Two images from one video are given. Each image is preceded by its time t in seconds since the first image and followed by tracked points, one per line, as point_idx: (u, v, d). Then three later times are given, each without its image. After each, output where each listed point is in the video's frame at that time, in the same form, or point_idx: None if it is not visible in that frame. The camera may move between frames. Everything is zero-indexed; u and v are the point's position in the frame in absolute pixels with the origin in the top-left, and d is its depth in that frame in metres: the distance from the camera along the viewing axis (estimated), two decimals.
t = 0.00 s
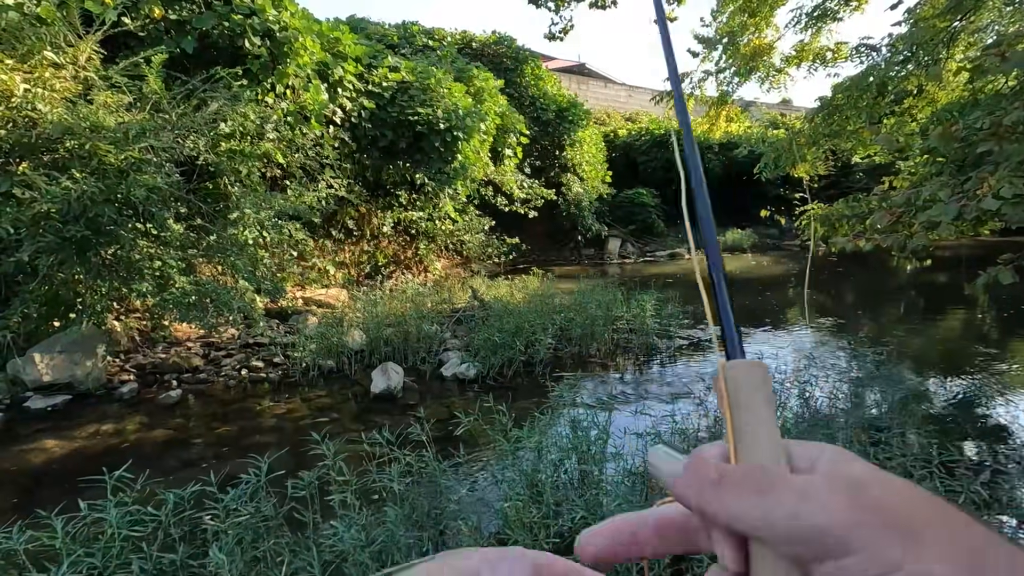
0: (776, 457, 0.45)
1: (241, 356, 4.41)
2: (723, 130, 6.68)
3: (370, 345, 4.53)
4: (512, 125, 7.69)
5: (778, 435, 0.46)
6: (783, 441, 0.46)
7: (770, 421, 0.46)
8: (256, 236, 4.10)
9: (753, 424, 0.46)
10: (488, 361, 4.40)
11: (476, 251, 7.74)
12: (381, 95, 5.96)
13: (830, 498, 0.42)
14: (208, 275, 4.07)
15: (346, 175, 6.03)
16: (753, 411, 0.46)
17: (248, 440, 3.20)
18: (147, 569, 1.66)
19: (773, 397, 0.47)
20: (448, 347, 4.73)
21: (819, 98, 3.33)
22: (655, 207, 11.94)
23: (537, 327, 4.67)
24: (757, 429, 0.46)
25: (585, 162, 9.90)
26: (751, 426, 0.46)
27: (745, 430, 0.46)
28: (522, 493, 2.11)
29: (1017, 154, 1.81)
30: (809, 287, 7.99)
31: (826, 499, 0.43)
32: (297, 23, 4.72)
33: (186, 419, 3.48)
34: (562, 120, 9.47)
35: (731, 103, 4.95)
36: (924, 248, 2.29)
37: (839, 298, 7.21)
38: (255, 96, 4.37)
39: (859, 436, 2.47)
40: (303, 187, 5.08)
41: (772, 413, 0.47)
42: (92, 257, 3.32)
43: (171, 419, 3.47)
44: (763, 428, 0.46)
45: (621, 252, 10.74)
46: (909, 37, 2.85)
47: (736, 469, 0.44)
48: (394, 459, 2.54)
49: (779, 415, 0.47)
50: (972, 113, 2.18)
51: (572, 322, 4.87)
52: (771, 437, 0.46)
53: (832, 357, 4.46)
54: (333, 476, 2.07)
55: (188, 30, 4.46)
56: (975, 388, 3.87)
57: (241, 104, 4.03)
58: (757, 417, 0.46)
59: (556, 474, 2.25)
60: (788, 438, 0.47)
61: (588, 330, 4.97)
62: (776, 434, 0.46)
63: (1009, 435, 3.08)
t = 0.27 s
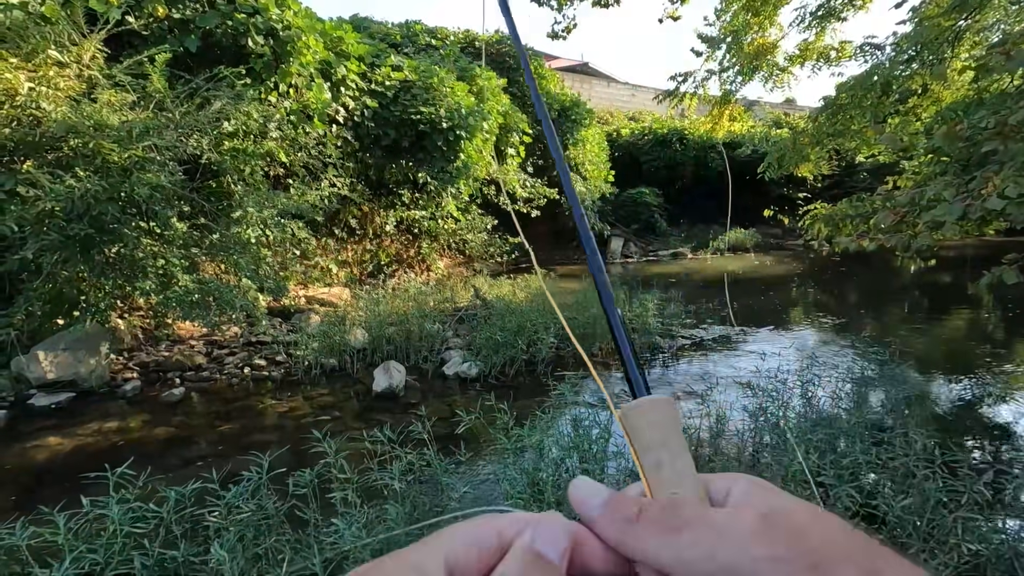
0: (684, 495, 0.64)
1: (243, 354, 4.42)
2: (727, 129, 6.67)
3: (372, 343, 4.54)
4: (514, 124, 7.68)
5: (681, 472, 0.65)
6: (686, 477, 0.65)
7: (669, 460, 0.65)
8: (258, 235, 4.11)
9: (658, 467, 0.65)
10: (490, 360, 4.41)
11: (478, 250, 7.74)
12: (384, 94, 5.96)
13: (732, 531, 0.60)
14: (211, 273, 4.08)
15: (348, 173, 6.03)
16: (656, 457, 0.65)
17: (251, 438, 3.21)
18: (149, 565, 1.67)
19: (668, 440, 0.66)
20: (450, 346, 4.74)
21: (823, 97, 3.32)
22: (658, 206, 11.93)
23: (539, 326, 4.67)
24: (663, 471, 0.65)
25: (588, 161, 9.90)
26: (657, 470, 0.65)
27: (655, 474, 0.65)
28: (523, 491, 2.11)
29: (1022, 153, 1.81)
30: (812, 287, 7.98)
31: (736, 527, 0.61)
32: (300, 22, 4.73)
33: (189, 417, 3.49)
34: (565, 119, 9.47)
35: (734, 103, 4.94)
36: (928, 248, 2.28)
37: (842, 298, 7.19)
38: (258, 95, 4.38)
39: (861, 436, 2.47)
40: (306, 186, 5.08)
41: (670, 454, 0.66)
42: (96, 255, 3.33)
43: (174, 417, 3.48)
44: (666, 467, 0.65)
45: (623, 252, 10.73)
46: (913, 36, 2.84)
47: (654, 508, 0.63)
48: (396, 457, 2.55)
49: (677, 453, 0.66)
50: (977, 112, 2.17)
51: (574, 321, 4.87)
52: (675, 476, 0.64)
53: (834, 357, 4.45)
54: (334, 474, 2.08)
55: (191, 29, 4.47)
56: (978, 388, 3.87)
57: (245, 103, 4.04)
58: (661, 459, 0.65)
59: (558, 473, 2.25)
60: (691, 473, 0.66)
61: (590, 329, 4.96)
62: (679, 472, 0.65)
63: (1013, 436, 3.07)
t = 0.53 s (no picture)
0: (701, 550, 0.56)
1: (247, 353, 4.44)
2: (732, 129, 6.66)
3: (376, 343, 4.54)
4: (519, 124, 7.68)
5: (695, 528, 0.58)
6: (701, 532, 0.58)
7: (681, 515, 0.58)
8: (263, 234, 4.12)
9: (671, 524, 0.58)
10: (493, 360, 4.41)
11: (482, 249, 7.74)
12: (388, 93, 5.97)
13: None
14: (215, 272, 4.09)
15: (353, 172, 6.04)
16: (662, 513, 0.58)
17: (254, 436, 3.22)
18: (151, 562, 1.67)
19: (670, 493, 0.60)
20: (454, 346, 4.74)
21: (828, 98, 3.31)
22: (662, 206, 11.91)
23: (543, 326, 4.66)
24: (672, 530, 0.58)
25: (592, 161, 9.88)
26: (665, 530, 0.58)
27: (666, 532, 0.58)
28: (524, 492, 2.11)
29: None
30: (817, 288, 7.95)
31: None
32: (304, 21, 4.74)
33: (193, 415, 3.50)
34: (569, 119, 9.46)
35: (739, 102, 4.93)
36: (934, 248, 2.27)
37: (847, 299, 7.17)
38: (262, 94, 4.39)
39: (865, 437, 2.46)
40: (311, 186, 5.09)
41: (677, 509, 0.59)
42: (101, 253, 3.35)
43: (177, 415, 3.49)
44: (679, 524, 0.58)
45: (627, 252, 10.71)
46: (919, 36, 2.83)
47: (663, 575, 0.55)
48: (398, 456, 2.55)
49: (686, 507, 0.60)
50: (983, 111, 2.16)
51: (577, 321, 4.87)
52: (689, 532, 0.57)
53: (839, 358, 4.43)
54: (337, 473, 2.08)
55: (196, 28, 4.49)
56: (984, 390, 3.84)
57: (250, 102, 4.05)
58: (669, 516, 0.58)
59: (560, 473, 2.24)
60: (706, 529, 0.58)
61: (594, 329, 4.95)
62: (692, 529, 0.58)
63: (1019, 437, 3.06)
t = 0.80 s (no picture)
0: (850, 522, 0.54)
1: (250, 352, 4.45)
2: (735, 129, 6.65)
3: (379, 342, 4.55)
4: (522, 124, 7.69)
5: (845, 502, 0.56)
6: (853, 508, 0.55)
7: (826, 493, 0.57)
8: (266, 233, 4.13)
9: (816, 500, 0.57)
10: (496, 360, 4.41)
11: (485, 249, 7.75)
12: (392, 94, 5.98)
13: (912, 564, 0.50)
14: (218, 271, 4.10)
15: (356, 172, 6.05)
16: (809, 491, 0.58)
17: (256, 436, 3.23)
18: (152, 561, 1.68)
19: (817, 474, 0.59)
20: (457, 346, 4.74)
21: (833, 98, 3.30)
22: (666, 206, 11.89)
23: (545, 326, 4.66)
24: (820, 505, 0.56)
25: (595, 161, 9.87)
26: (813, 506, 0.57)
27: (814, 510, 0.57)
28: (526, 492, 2.11)
29: None
30: (822, 289, 7.92)
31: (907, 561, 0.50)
32: (309, 22, 4.75)
33: (196, 414, 3.51)
34: (573, 119, 9.45)
35: (743, 103, 4.92)
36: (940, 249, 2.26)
37: (852, 300, 7.14)
38: (267, 95, 4.40)
39: (868, 439, 2.45)
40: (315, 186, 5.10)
41: (823, 487, 0.58)
42: (105, 253, 3.38)
43: (181, 414, 3.51)
44: (825, 501, 0.56)
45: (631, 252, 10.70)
46: (925, 36, 2.82)
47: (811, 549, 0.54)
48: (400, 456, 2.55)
49: (833, 487, 0.58)
50: (989, 112, 2.15)
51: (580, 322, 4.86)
52: (837, 507, 0.55)
53: (843, 359, 4.42)
54: (338, 473, 2.08)
55: (201, 29, 4.51)
56: (990, 392, 3.82)
57: (254, 103, 4.06)
58: (816, 494, 0.57)
59: (562, 474, 2.24)
60: (854, 504, 0.56)
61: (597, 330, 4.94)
62: (841, 505, 0.56)
63: None
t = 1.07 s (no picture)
0: (887, 511, 0.55)
1: (255, 352, 4.46)
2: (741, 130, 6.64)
3: (383, 343, 4.55)
4: (527, 125, 7.69)
5: (879, 489, 0.56)
6: (887, 494, 0.56)
7: (864, 480, 0.57)
8: (271, 234, 4.14)
9: (851, 488, 0.57)
10: (500, 361, 4.41)
11: (489, 250, 7.75)
12: (397, 94, 5.99)
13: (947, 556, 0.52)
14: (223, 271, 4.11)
15: (361, 173, 6.05)
16: (848, 478, 0.58)
17: (261, 436, 3.24)
18: (157, 560, 1.69)
19: (857, 461, 0.59)
20: (461, 346, 4.74)
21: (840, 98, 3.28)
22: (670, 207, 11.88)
23: (550, 327, 4.66)
24: (856, 492, 0.57)
25: (600, 162, 9.86)
26: (850, 492, 0.57)
27: (850, 497, 0.57)
28: (530, 493, 2.11)
29: None
30: (826, 290, 7.90)
31: (946, 553, 0.52)
32: (314, 22, 4.76)
33: (201, 414, 3.52)
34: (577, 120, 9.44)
35: (748, 103, 4.91)
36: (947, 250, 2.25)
37: (857, 302, 7.11)
38: (272, 95, 4.42)
39: (874, 441, 2.44)
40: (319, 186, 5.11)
41: (861, 474, 0.58)
42: (112, 253, 3.40)
43: (186, 413, 3.52)
44: (862, 488, 0.57)
45: (635, 253, 10.69)
46: (932, 37, 2.81)
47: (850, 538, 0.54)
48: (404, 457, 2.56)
49: (872, 475, 0.59)
50: (997, 113, 2.14)
51: (585, 322, 4.86)
52: (874, 495, 0.56)
53: (848, 361, 4.41)
54: (342, 473, 2.09)
55: (207, 30, 4.52)
56: (997, 395, 3.81)
57: (259, 103, 4.07)
58: (854, 481, 0.58)
59: (566, 475, 2.24)
60: (888, 492, 0.57)
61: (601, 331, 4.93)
62: (877, 492, 0.56)
63: None
